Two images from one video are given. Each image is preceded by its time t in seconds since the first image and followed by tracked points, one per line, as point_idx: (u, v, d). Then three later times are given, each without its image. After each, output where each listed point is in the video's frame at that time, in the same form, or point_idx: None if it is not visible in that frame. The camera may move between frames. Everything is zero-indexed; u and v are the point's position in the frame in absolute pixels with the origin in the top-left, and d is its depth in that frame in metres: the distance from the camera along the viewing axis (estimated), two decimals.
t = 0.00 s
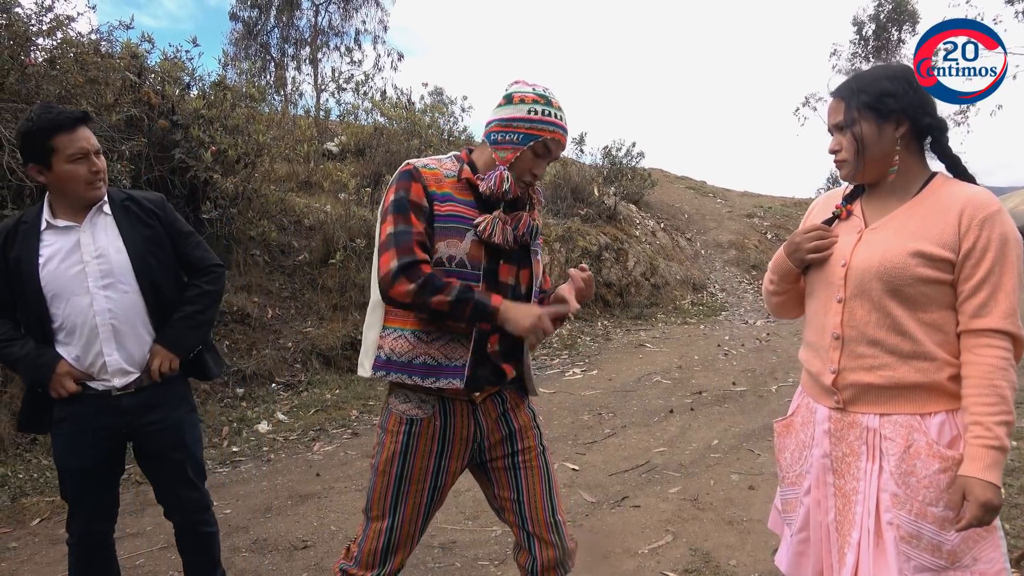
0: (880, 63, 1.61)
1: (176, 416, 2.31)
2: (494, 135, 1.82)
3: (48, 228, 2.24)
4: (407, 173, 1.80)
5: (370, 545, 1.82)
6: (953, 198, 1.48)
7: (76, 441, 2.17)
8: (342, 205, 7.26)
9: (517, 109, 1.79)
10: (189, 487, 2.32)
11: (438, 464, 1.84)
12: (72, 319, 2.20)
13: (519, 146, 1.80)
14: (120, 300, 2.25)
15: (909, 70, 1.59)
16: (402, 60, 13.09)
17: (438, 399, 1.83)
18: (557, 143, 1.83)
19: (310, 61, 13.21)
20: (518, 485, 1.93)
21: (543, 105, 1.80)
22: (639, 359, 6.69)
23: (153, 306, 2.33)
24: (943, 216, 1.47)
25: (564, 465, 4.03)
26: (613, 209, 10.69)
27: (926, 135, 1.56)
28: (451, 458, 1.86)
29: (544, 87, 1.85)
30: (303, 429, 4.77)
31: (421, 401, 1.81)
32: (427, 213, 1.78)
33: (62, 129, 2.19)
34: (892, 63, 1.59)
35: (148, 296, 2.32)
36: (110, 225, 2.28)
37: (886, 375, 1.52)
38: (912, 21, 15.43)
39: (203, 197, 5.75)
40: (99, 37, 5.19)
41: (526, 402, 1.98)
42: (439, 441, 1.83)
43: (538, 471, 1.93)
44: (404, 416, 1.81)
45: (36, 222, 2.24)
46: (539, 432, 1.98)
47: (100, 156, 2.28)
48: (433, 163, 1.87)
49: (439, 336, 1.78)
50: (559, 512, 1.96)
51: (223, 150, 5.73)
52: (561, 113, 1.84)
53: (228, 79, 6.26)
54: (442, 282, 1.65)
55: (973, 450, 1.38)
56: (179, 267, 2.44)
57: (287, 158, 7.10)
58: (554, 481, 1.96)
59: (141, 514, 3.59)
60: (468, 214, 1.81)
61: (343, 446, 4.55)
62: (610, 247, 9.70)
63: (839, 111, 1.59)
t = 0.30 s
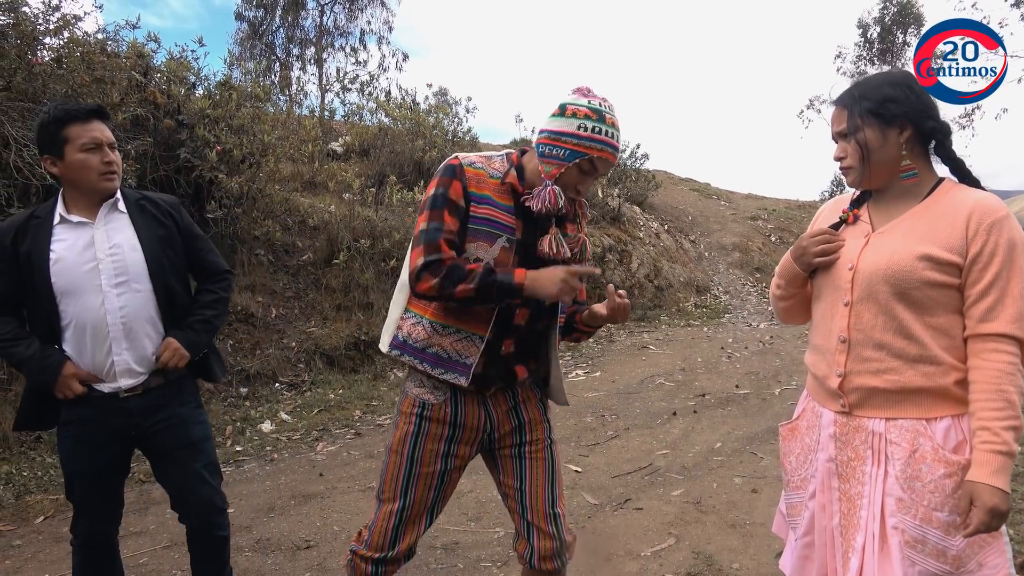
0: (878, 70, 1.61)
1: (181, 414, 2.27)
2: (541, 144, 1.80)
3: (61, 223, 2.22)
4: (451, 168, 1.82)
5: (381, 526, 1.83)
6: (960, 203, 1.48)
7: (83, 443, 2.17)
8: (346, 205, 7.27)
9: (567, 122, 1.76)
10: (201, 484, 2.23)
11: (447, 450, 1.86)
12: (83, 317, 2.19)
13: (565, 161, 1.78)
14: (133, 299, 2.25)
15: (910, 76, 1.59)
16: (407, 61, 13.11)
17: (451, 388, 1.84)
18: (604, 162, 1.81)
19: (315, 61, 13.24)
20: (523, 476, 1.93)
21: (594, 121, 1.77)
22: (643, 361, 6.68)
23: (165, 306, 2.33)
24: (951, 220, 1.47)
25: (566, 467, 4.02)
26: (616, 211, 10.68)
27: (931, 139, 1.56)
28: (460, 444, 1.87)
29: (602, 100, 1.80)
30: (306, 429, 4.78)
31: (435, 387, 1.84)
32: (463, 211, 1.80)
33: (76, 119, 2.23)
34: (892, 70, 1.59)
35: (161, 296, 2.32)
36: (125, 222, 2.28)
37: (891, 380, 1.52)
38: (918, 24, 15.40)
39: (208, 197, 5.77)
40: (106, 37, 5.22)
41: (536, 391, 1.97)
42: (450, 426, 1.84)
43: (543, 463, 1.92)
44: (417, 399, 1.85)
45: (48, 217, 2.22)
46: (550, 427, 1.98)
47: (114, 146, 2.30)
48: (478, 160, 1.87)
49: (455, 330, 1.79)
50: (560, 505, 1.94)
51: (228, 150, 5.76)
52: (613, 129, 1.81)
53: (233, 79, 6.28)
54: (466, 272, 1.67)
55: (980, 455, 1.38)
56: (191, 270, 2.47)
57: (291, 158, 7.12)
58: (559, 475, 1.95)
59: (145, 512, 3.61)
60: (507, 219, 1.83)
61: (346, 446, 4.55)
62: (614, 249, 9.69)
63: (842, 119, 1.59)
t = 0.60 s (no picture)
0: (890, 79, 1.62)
1: (219, 423, 2.25)
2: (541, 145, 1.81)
3: (118, 222, 2.19)
4: (460, 170, 1.84)
5: (393, 528, 1.84)
6: (968, 212, 1.47)
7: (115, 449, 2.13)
8: (351, 206, 7.29)
9: (565, 120, 1.77)
10: (232, 494, 2.20)
11: (453, 453, 1.85)
12: (135, 318, 2.15)
13: (564, 157, 1.79)
14: (184, 303, 2.23)
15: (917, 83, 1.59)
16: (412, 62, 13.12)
17: (454, 389, 1.85)
18: (604, 157, 1.80)
19: (321, 62, 13.28)
20: (528, 483, 1.93)
21: (592, 117, 1.76)
22: (647, 363, 6.67)
23: (210, 314, 2.32)
24: (958, 228, 1.47)
25: (570, 469, 4.02)
26: (621, 213, 10.67)
27: (943, 145, 1.55)
28: (466, 448, 1.87)
29: (600, 98, 1.81)
30: (310, 430, 4.79)
31: (439, 389, 1.84)
32: (471, 211, 1.81)
33: (140, 121, 2.26)
34: (898, 77, 1.60)
35: (208, 304, 2.31)
36: (180, 226, 2.28)
37: (896, 384, 1.51)
38: (924, 27, 15.35)
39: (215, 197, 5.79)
40: (113, 37, 5.25)
41: (542, 395, 1.97)
42: (454, 429, 1.84)
43: (549, 470, 1.93)
44: (421, 403, 1.85)
45: (106, 215, 2.18)
46: (555, 432, 1.98)
47: (174, 149, 2.32)
48: (487, 163, 1.89)
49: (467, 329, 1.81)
50: (565, 512, 1.94)
51: (234, 151, 5.79)
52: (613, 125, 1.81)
53: (240, 80, 6.31)
54: (481, 284, 1.70)
55: (978, 461, 1.37)
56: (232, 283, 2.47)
57: (297, 159, 7.14)
58: (564, 481, 1.95)
59: (151, 512, 3.62)
60: (513, 217, 1.83)
61: (350, 447, 4.56)
62: (619, 251, 9.69)
63: (854, 123, 1.59)
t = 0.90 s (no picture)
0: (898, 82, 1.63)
1: (287, 419, 2.25)
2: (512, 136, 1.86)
3: (207, 212, 2.19)
4: (439, 175, 1.85)
5: (410, 533, 1.84)
6: (984, 214, 1.47)
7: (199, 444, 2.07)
8: (357, 207, 7.32)
9: (529, 104, 1.81)
10: (285, 494, 2.25)
11: (468, 458, 1.85)
12: (223, 307, 2.13)
13: (535, 139, 1.81)
14: (270, 295, 2.23)
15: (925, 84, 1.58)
16: (416, 62, 13.15)
17: (467, 392, 1.85)
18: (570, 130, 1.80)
19: (326, 63, 13.32)
20: (543, 489, 1.92)
21: (553, 95, 1.79)
22: (653, 364, 6.67)
23: (290, 310, 2.33)
24: (975, 230, 1.46)
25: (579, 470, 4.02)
26: (626, 213, 10.67)
27: (959, 146, 1.55)
28: (480, 454, 1.87)
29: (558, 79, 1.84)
30: (318, 431, 4.80)
31: (451, 394, 1.84)
32: (450, 216, 1.81)
33: (221, 112, 2.22)
34: (903, 78, 1.61)
35: (289, 299, 2.32)
36: (265, 220, 2.30)
37: (913, 386, 1.51)
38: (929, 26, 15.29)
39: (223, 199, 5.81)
40: (122, 39, 5.27)
41: (556, 397, 1.99)
42: (469, 433, 1.84)
43: (563, 474, 1.92)
44: (435, 408, 1.84)
45: (195, 203, 2.17)
46: (569, 436, 1.98)
47: (254, 138, 2.29)
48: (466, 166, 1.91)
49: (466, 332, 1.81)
50: (580, 518, 1.94)
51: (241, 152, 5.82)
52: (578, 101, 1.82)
53: (246, 81, 6.35)
54: (456, 294, 1.72)
55: (998, 466, 1.36)
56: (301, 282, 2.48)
57: (303, 160, 7.17)
58: (578, 486, 1.94)
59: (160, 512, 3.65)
60: (496, 214, 1.83)
61: (358, 448, 4.57)
62: (624, 251, 9.68)
63: (870, 124, 1.59)
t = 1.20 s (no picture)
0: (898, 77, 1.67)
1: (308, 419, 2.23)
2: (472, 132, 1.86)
3: (232, 209, 2.12)
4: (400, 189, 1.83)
5: (413, 539, 1.81)
6: (976, 208, 1.50)
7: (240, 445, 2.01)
8: (332, 207, 7.24)
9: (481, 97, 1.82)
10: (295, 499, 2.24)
11: (472, 464, 1.83)
12: (251, 310, 2.07)
13: (489, 131, 1.81)
14: (296, 297, 2.18)
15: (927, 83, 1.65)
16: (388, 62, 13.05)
17: (469, 397, 1.84)
18: (520, 113, 1.78)
19: (296, 62, 13.16)
20: (545, 491, 1.91)
21: (503, 83, 1.79)
22: (630, 362, 6.71)
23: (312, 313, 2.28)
24: (968, 223, 1.49)
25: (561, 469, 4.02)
26: (600, 213, 10.73)
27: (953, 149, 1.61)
28: (484, 458, 1.85)
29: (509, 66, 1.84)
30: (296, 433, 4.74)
31: (453, 399, 1.83)
32: (417, 228, 1.79)
33: (248, 105, 2.15)
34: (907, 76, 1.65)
35: (313, 301, 2.27)
36: (290, 219, 2.24)
37: (908, 376, 1.53)
38: (892, 29, 15.68)
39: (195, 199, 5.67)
40: (91, 35, 5.15)
41: (558, 396, 1.99)
42: (472, 438, 1.82)
43: (566, 475, 1.92)
44: (437, 414, 1.83)
45: (219, 200, 2.10)
46: (570, 437, 1.97)
47: (281, 133, 2.22)
48: (427, 173, 1.89)
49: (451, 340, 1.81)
50: (583, 519, 1.94)
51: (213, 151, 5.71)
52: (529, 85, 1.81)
53: (216, 80, 6.26)
54: (413, 315, 1.72)
55: (1000, 456, 1.38)
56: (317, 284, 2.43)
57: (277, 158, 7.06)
58: (580, 487, 1.94)
59: (137, 519, 3.56)
60: (466, 216, 1.81)
61: (338, 450, 4.52)
62: (599, 251, 9.74)
63: (883, 114, 1.59)
